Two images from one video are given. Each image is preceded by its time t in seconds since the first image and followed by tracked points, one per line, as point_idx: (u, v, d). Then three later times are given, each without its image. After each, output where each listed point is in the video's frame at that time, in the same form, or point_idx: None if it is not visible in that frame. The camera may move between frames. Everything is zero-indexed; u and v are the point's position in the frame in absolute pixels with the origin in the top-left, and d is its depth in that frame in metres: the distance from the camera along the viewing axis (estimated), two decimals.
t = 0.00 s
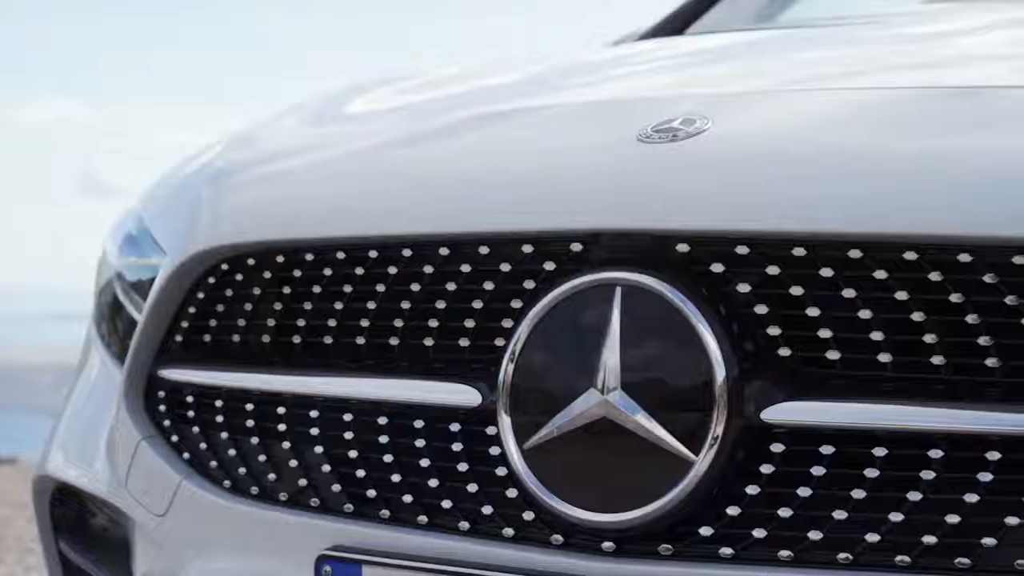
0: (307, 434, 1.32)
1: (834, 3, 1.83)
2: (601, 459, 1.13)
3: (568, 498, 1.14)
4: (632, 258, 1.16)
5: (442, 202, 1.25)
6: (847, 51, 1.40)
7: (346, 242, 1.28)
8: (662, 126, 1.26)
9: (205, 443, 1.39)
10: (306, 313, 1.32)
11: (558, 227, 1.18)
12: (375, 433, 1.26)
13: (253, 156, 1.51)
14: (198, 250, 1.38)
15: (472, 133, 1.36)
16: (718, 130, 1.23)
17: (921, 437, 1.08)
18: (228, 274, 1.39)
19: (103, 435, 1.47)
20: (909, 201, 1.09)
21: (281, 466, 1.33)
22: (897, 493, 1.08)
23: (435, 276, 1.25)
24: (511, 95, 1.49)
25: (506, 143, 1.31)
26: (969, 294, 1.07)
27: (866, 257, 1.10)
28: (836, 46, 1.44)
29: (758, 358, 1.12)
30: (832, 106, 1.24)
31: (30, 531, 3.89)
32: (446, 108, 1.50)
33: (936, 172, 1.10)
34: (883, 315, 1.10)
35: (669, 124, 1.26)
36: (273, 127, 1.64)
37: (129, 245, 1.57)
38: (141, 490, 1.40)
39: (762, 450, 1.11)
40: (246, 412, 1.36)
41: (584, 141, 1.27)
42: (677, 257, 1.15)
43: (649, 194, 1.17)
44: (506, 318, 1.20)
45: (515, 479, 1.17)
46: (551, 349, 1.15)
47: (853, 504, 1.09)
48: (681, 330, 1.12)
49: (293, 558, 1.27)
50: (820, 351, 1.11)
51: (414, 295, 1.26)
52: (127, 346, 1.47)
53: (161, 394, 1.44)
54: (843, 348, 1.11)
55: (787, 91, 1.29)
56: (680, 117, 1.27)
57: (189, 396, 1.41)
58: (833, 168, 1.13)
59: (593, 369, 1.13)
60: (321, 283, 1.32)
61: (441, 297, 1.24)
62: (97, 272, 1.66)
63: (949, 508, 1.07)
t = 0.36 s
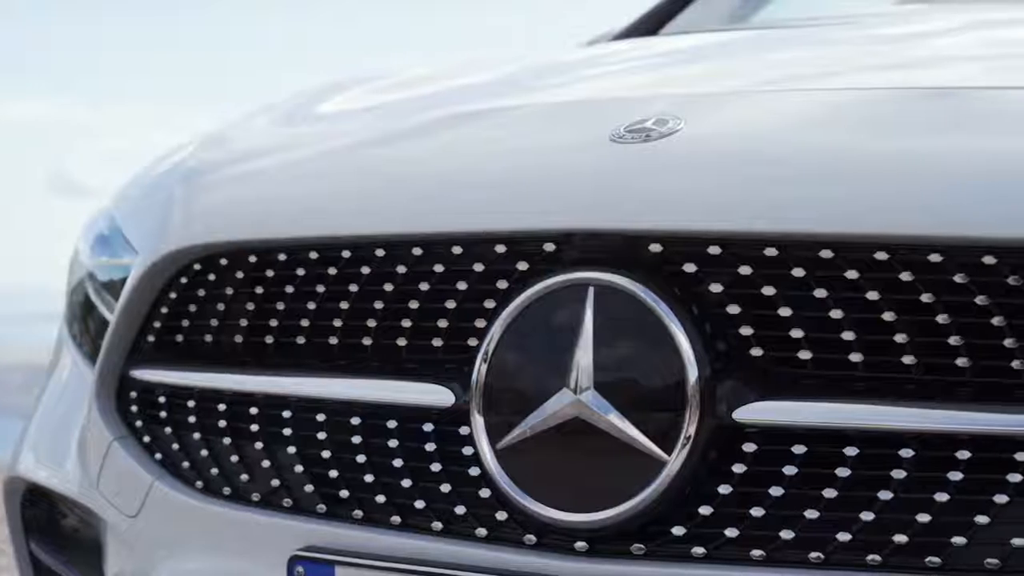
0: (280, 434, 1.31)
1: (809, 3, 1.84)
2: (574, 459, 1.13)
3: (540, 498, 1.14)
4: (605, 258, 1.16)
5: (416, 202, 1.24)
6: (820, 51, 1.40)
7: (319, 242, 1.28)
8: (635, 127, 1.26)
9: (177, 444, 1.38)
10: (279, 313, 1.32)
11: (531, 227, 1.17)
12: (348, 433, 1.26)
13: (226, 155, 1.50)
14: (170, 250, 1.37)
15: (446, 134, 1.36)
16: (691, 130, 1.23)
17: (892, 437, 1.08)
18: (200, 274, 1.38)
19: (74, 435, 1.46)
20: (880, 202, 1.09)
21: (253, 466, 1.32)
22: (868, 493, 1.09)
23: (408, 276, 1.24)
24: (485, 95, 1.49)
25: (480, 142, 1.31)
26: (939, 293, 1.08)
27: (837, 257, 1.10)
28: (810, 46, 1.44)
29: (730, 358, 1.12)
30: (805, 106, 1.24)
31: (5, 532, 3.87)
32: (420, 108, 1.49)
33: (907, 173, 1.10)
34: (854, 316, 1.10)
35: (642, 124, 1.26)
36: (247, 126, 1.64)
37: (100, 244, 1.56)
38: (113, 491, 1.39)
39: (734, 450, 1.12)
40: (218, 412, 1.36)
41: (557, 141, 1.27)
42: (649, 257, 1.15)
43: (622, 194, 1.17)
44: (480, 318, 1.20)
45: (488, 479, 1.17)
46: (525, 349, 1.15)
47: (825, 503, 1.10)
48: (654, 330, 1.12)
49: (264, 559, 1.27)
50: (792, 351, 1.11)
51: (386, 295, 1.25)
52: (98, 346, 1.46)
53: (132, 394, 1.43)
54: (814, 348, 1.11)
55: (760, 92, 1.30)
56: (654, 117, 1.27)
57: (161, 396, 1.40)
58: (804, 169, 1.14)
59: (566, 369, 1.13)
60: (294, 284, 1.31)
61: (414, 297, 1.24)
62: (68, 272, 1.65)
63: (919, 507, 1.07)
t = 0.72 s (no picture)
0: (252, 435, 1.31)
1: (785, 3, 1.84)
2: (547, 459, 1.13)
3: (513, 498, 1.14)
4: (578, 258, 1.16)
5: (389, 203, 1.24)
6: (792, 52, 1.41)
7: (292, 242, 1.27)
8: (609, 127, 1.26)
9: (149, 444, 1.37)
10: (252, 313, 1.31)
11: (504, 227, 1.17)
12: (321, 433, 1.26)
13: (199, 155, 1.49)
14: (142, 250, 1.36)
15: (419, 134, 1.36)
16: (664, 130, 1.23)
17: (864, 436, 1.09)
18: (173, 274, 1.37)
19: (45, 436, 1.45)
20: (852, 202, 1.09)
21: (226, 466, 1.32)
22: (839, 492, 1.09)
23: (381, 276, 1.24)
24: (459, 95, 1.49)
25: (453, 142, 1.31)
26: (911, 293, 1.09)
27: (809, 257, 1.11)
28: (784, 46, 1.45)
29: (703, 358, 1.13)
30: (778, 106, 1.24)
31: None
32: (394, 107, 1.49)
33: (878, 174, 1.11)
34: (827, 316, 1.11)
35: (615, 125, 1.26)
36: (220, 125, 1.63)
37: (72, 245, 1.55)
38: (84, 492, 1.38)
39: (707, 450, 1.12)
40: (191, 413, 1.35)
41: (531, 141, 1.27)
42: (623, 257, 1.15)
43: (595, 194, 1.17)
44: (453, 318, 1.19)
45: (461, 479, 1.17)
46: (498, 350, 1.15)
47: (797, 503, 1.10)
48: (627, 330, 1.12)
49: (237, 560, 1.26)
50: (764, 351, 1.12)
51: (360, 295, 1.25)
52: (69, 346, 1.45)
53: (104, 395, 1.42)
54: (787, 348, 1.12)
55: (733, 92, 1.30)
56: (627, 117, 1.27)
57: (133, 397, 1.39)
58: (777, 169, 1.14)
59: (539, 369, 1.13)
60: (266, 283, 1.31)
61: (387, 297, 1.24)
62: (40, 272, 1.64)
63: (890, 506, 1.08)
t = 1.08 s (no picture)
0: (226, 436, 1.30)
1: (760, 4, 1.85)
2: (521, 459, 1.12)
3: (487, 498, 1.14)
4: (552, 257, 1.16)
5: (363, 202, 1.24)
6: (766, 52, 1.41)
7: (266, 242, 1.27)
8: (583, 127, 1.26)
9: (122, 445, 1.37)
10: (226, 313, 1.31)
11: (478, 227, 1.17)
12: (295, 434, 1.26)
13: (172, 155, 1.49)
14: (115, 250, 1.35)
15: (394, 134, 1.35)
16: (638, 130, 1.24)
17: (836, 436, 1.09)
18: (146, 274, 1.37)
19: (18, 437, 1.44)
20: (825, 203, 1.10)
21: (199, 467, 1.31)
22: (812, 491, 1.09)
23: (355, 277, 1.24)
24: (434, 95, 1.49)
25: (428, 142, 1.30)
26: (883, 293, 1.09)
27: (782, 257, 1.11)
28: (758, 47, 1.45)
29: (676, 358, 1.13)
30: (751, 107, 1.25)
31: None
32: (369, 107, 1.49)
33: (851, 174, 1.11)
34: (799, 316, 1.11)
35: (589, 125, 1.26)
36: (194, 125, 1.62)
37: (44, 245, 1.54)
38: (56, 492, 1.38)
39: (680, 450, 1.13)
40: (164, 413, 1.34)
41: (505, 140, 1.27)
42: (597, 257, 1.15)
43: (569, 194, 1.17)
44: (428, 318, 1.19)
45: (435, 479, 1.16)
46: (472, 349, 1.15)
47: (770, 502, 1.10)
48: (601, 330, 1.12)
49: (210, 560, 1.26)
50: (737, 351, 1.12)
51: (334, 295, 1.25)
52: (41, 347, 1.44)
53: (76, 395, 1.41)
54: (760, 348, 1.12)
55: (707, 92, 1.30)
56: (602, 117, 1.28)
57: (105, 398, 1.39)
58: (750, 169, 1.14)
59: (513, 369, 1.13)
60: (240, 283, 1.30)
61: (362, 297, 1.23)
62: (11, 273, 1.63)
63: (863, 505, 1.08)
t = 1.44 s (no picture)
0: (200, 436, 1.30)
1: (735, 4, 1.85)
2: (497, 459, 1.12)
3: (463, 498, 1.14)
4: (527, 257, 1.15)
5: (338, 202, 1.23)
6: (741, 53, 1.42)
7: (241, 242, 1.26)
8: (559, 127, 1.26)
9: (96, 445, 1.36)
10: (200, 313, 1.30)
11: (454, 227, 1.17)
12: (270, 434, 1.25)
13: (146, 155, 1.48)
14: (89, 251, 1.35)
15: (370, 134, 1.35)
16: (613, 130, 1.24)
17: (811, 435, 1.10)
18: (120, 274, 1.36)
19: None
20: (799, 203, 1.10)
21: (174, 467, 1.31)
22: (786, 491, 1.10)
23: (331, 277, 1.23)
24: (411, 94, 1.49)
25: (404, 142, 1.30)
26: (857, 293, 1.10)
27: (757, 257, 1.12)
28: (733, 48, 1.46)
29: (652, 358, 1.13)
30: (726, 107, 1.25)
31: None
32: (344, 106, 1.48)
33: (826, 174, 1.11)
34: (774, 316, 1.11)
35: (565, 125, 1.26)
36: (168, 125, 1.62)
37: (18, 245, 1.53)
38: (31, 493, 1.38)
39: (655, 450, 1.12)
40: (139, 413, 1.34)
41: (481, 140, 1.27)
42: (573, 257, 1.15)
43: (545, 194, 1.17)
44: (403, 318, 1.19)
45: (411, 479, 1.16)
46: (447, 350, 1.15)
47: (744, 502, 1.11)
48: (577, 329, 1.12)
49: (183, 562, 1.26)
50: (713, 351, 1.13)
51: (309, 296, 1.24)
52: (15, 347, 1.43)
53: (50, 396, 1.40)
54: (734, 348, 1.12)
55: (682, 92, 1.31)
56: (577, 118, 1.28)
57: (79, 399, 1.38)
58: (725, 169, 1.14)
59: (489, 369, 1.13)
60: (215, 283, 1.30)
61: (337, 298, 1.23)
62: None
63: (837, 505, 1.09)
